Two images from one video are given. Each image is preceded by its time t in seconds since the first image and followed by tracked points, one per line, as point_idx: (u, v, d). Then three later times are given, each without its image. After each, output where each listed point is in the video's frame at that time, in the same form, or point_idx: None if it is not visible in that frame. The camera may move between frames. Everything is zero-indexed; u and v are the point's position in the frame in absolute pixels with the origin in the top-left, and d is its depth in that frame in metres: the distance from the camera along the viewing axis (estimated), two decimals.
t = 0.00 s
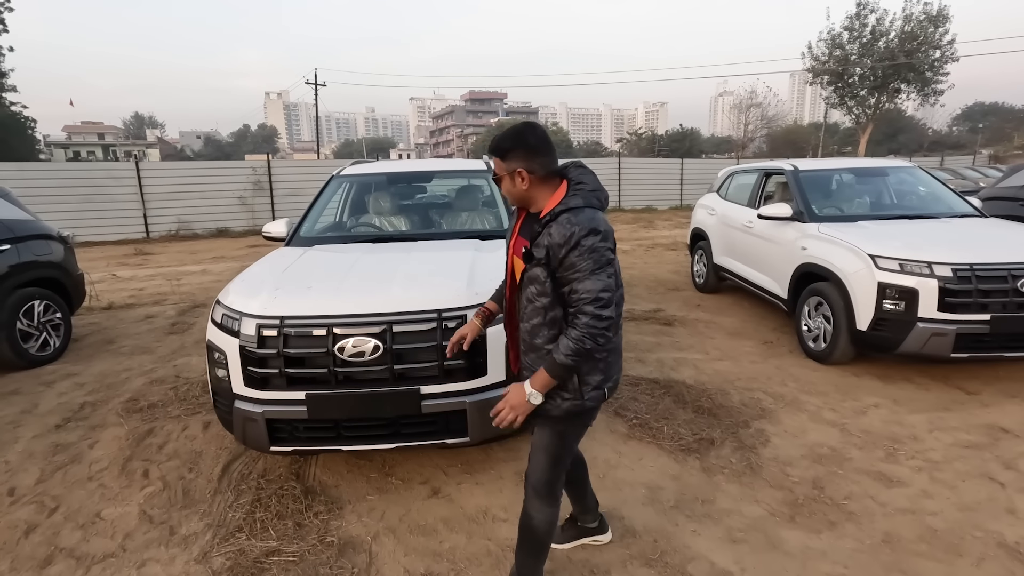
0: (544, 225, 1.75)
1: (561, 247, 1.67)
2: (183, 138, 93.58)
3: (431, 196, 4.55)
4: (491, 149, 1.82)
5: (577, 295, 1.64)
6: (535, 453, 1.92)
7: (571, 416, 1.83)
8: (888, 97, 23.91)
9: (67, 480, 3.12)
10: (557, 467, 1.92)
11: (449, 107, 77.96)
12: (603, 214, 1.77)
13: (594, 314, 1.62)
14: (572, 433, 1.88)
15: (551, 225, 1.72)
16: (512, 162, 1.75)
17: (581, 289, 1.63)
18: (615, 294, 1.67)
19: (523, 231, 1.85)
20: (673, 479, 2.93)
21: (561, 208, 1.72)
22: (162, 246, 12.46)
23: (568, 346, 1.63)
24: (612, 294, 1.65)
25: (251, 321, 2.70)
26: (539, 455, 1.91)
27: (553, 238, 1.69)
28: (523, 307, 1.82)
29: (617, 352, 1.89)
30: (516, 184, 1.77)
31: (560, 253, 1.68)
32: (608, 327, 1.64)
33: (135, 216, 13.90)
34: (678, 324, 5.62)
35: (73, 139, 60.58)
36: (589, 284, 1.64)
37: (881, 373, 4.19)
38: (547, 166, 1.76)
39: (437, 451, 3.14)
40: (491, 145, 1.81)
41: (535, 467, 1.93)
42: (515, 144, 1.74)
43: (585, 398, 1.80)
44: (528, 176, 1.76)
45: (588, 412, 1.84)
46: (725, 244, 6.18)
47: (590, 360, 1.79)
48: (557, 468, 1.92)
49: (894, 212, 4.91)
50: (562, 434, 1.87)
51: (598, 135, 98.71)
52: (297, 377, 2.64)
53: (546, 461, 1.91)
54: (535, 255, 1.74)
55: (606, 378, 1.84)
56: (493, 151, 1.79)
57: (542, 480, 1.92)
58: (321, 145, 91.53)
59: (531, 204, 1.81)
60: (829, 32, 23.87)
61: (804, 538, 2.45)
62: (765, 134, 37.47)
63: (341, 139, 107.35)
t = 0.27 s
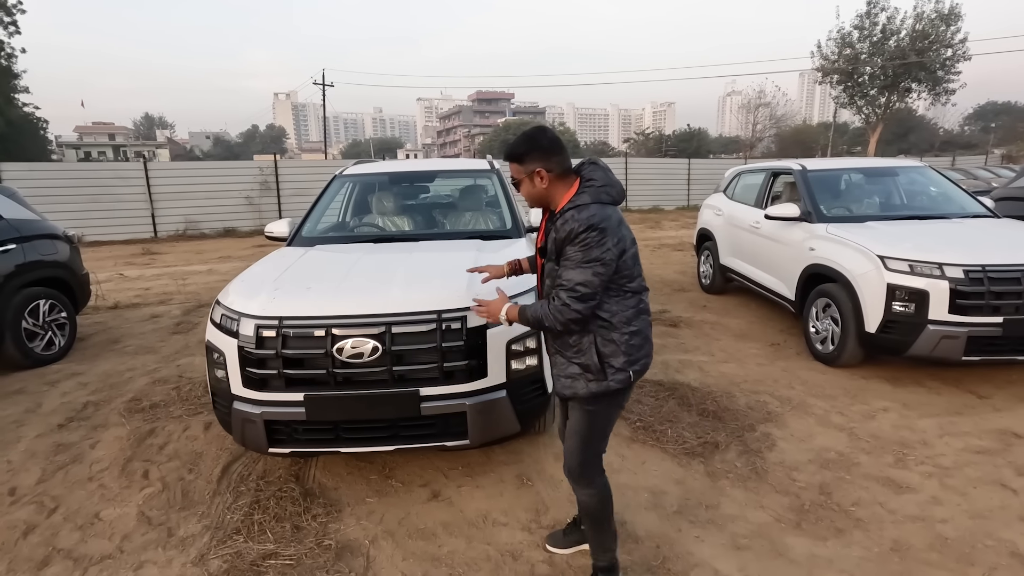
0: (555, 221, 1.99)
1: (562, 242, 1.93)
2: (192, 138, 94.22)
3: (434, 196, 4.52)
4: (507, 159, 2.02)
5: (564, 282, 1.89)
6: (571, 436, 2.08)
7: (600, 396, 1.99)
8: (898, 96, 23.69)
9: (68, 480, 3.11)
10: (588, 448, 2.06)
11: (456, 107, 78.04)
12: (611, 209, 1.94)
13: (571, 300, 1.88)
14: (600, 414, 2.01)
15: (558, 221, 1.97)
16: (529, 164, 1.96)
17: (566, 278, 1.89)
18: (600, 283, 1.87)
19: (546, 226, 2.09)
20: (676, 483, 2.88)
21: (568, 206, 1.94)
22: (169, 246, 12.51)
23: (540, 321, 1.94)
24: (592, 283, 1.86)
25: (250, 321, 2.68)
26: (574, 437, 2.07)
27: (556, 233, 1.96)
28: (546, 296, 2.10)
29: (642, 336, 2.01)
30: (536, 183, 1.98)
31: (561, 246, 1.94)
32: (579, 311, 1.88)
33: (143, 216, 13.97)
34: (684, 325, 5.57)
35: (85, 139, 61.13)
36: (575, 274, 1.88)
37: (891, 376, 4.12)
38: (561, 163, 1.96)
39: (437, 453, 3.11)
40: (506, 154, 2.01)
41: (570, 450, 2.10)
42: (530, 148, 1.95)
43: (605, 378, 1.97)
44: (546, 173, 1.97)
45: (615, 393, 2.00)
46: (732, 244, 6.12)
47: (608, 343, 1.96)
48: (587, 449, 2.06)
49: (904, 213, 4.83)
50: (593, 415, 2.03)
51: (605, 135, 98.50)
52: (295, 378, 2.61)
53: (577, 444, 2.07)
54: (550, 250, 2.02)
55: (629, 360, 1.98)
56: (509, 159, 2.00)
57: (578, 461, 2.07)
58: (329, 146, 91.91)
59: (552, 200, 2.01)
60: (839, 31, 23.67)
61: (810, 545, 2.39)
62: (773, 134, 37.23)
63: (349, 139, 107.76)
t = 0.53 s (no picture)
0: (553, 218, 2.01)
1: (558, 238, 1.96)
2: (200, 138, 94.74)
3: (430, 196, 4.50)
4: (511, 160, 2.00)
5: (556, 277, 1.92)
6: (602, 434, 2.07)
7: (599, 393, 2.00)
8: (906, 95, 23.52)
9: (60, 480, 3.10)
10: (626, 446, 2.06)
11: (461, 106, 78.16)
12: (606, 204, 1.94)
13: (561, 294, 1.90)
14: (624, 412, 2.00)
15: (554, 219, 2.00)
16: (540, 158, 1.97)
17: (558, 272, 1.92)
18: (589, 279, 1.88)
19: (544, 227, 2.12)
20: (670, 487, 2.84)
21: (563, 202, 1.95)
22: (173, 245, 12.56)
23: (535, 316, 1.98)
24: (581, 278, 1.88)
25: (239, 322, 2.66)
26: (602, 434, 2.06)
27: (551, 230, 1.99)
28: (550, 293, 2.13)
29: (640, 335, 1.98)
30: (550, 175, 1.99)
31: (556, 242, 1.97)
32: (567, 306, 1.90)
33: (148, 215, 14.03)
34: (684, 326, 5.52)
35: (93, 139, 61.58)
36: (566, 269, 1.90)
37: (892, 379, 4.06)
38: (567, 158, 2.01)
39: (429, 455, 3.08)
40: (510, 155, 1.99)
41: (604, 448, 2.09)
42: (537, 143, 1.97)
43: (602, 375, 1.97)
44: (556, 166, 2.00)
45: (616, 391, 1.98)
46: (733, 245, 6.06)
47: (603, 341, 1.96)
48: (624, 447, 2.06)
49: (908, 213, 4.76)
50: (610, 412, 2.01)
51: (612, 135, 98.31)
52: (283, 379, 2.59)
53: (612, 442, 2.06)
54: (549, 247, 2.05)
55: (626, 359, 1.95)
56: (515, 160, 1.98)
57: (616, 459, 2.08)
58: (336, 145, 92.19)
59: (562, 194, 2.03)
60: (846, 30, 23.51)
61: (804, 551, 2.35)
62: (780, 133, 37.02)
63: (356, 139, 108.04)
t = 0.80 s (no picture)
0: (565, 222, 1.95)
1: (575, 239, 1.89)
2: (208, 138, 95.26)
3: (423, 198, 4.47)
4: (523, 162, 1.92)
5: (584, 280, 1.84)
6: (615, 437, 2.03)
7: (622, 398, 1.94)
8: (915, 94, 23.33)
9: (48, 482, 3.09)
10: (642, 447, 2.03)
11: (468, 106, 78.20)
12: (619, 203, 1.91)
13: (591, 296, 1.82)
14: (641, 414, 1.97)
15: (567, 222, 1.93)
16: (555, 157, 1.94)
17: (584, 274, 1.84)
18: (618, 278, 1.82)
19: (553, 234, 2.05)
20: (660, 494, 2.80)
21: (578, 204, 1.90)
22: (177, 245, 12.60)
23: (563, 322, 1.88)
24: (610, 278, 1.82)
25: (223, 326, 2.64)
26: (618, 437, 2.02)
27: (567, 234, 1.91)
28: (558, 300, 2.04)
29: (660, 334, 1.95)
30: (564, 174, 1.96)
31: (574, 244, 1.90)
32: (600, 308, 1.82)
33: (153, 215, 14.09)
34: (683, 329, 5.47)
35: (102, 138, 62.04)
36: (594, 270, 1.83)
37: (892, 384, 4.00)
38: (575, 158, 2.00)
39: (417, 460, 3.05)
40: (521, 158, 1.92)
41: (620, 450, 2.05)
42: (550, 143, 1.94)
43: (627, 379, 1.92)
44: (568, 166, 1.98)
45: (638, 394, 1.94)
46: (734, 247, 6.00)
47: (626, 344, 1.91)
48: (640, 448, 2.03)
49: (910, 215, 4.69)
50: (629, 416, 1.97)
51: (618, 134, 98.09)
52: (268, 384, 2.57)
53: (628, 443, 2.02)
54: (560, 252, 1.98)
55: (650, 360, 1.93)
56: (529, 162, 1.91)
57: (631, 460, 2.05)
58: (342, 145, 92.48)
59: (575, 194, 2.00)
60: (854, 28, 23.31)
61: (793, 562, 2.30)
62: (787, 133, 36.78)
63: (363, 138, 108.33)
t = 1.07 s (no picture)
0: (569, 220, 1.90)
1: (582, 236, 1.84)
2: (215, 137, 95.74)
3: (418, 198, 4.45)
4: (528, 156, 1.88)
5: (594, 277, 1.78)
6: (611, 439, 1.99)
7: (623, 400, 1.89)
8: (923, 93, 23.14)
9: (41, 483, 3.09)
10: (637, 449, 1.99)
11: (473, 105, 78.29)
12: (623, 201, 1.88)
13: (601, 294, 1.76)
14: (638, 415, 1.93)
15: (572, 219, 1.88)
16: (561, 153, 1.90)
17: (593, 271, 1.78)
18: (628, 275, 1.78)
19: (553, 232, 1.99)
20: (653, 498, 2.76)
21: (583, 200, 1.85)
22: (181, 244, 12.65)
23: (572, 320, 1.81)
24: (621, 274, 1.77)
25: (212, 327, 2.63)
26: (616, 439, 1.98)
27: (573, 230, 1.86)
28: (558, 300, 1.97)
29: (662, 335, 1.92)
30: (569, 170, 1.92)
31: (581, 241, 1.84)
32: (611, 305, 1.76)
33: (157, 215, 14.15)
34: (683, 330, 5.42)
35: (110, 138, 62.45)
36: (604, 267, 1.77)
37: (892, 386, 3.95)
38: (580, 157, 1.97)
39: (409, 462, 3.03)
40: (527, 151, 1.88)
41: (615, 452, 2.01)
42: (556, 139, 1.91)
43: (631, 379, 1.86)
44: (573, 164, 1.95)
45: (640, 395, 1.89)
46: (735, 247, 5.95)
47: (630, 343, 1.86)
48: (636, 450, 1.99)
49: (913, 215, 4.63)
50: (628, 417, 1.93)
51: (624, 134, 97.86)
52: (256, 385, 2.55)
53: (624, 445, 1.98)
54: (563, 250, 1.91)
55: (653, 360, 1.89)
56: (535, 155, 1.88)
57: (626, 463, 2.01)
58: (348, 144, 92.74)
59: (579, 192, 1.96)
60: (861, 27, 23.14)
61: (785, 569, 2.27)
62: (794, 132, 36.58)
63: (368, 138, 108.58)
